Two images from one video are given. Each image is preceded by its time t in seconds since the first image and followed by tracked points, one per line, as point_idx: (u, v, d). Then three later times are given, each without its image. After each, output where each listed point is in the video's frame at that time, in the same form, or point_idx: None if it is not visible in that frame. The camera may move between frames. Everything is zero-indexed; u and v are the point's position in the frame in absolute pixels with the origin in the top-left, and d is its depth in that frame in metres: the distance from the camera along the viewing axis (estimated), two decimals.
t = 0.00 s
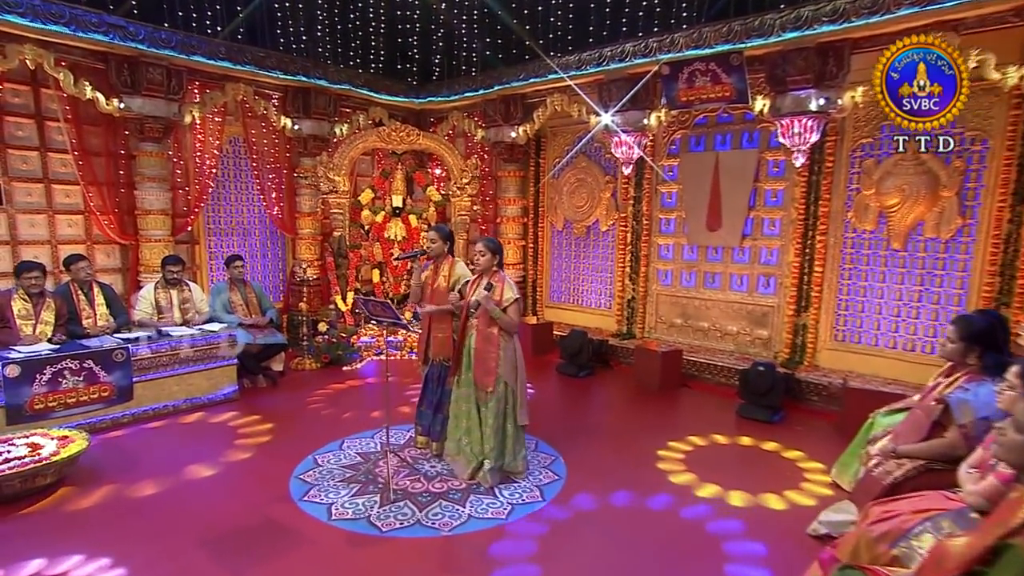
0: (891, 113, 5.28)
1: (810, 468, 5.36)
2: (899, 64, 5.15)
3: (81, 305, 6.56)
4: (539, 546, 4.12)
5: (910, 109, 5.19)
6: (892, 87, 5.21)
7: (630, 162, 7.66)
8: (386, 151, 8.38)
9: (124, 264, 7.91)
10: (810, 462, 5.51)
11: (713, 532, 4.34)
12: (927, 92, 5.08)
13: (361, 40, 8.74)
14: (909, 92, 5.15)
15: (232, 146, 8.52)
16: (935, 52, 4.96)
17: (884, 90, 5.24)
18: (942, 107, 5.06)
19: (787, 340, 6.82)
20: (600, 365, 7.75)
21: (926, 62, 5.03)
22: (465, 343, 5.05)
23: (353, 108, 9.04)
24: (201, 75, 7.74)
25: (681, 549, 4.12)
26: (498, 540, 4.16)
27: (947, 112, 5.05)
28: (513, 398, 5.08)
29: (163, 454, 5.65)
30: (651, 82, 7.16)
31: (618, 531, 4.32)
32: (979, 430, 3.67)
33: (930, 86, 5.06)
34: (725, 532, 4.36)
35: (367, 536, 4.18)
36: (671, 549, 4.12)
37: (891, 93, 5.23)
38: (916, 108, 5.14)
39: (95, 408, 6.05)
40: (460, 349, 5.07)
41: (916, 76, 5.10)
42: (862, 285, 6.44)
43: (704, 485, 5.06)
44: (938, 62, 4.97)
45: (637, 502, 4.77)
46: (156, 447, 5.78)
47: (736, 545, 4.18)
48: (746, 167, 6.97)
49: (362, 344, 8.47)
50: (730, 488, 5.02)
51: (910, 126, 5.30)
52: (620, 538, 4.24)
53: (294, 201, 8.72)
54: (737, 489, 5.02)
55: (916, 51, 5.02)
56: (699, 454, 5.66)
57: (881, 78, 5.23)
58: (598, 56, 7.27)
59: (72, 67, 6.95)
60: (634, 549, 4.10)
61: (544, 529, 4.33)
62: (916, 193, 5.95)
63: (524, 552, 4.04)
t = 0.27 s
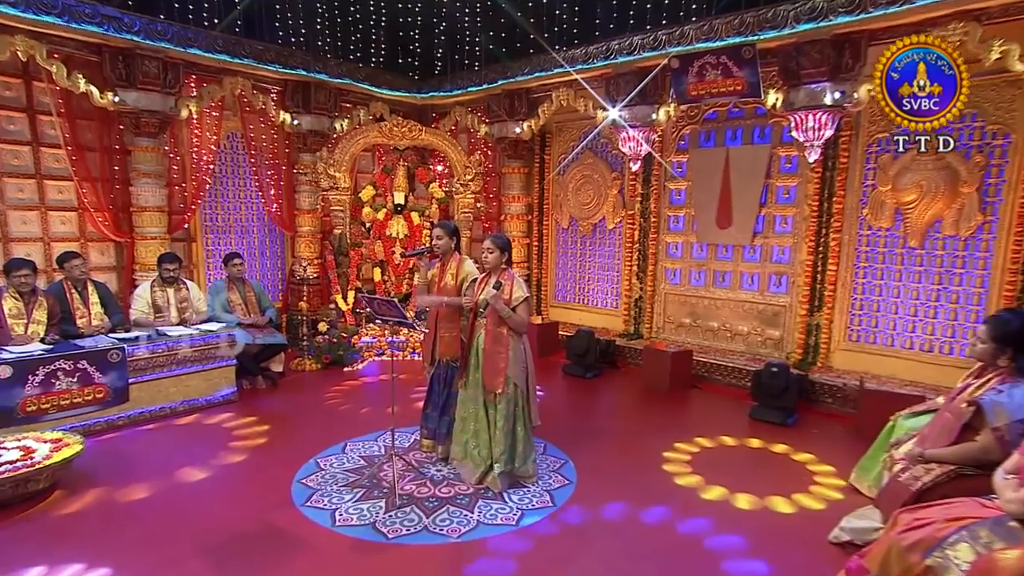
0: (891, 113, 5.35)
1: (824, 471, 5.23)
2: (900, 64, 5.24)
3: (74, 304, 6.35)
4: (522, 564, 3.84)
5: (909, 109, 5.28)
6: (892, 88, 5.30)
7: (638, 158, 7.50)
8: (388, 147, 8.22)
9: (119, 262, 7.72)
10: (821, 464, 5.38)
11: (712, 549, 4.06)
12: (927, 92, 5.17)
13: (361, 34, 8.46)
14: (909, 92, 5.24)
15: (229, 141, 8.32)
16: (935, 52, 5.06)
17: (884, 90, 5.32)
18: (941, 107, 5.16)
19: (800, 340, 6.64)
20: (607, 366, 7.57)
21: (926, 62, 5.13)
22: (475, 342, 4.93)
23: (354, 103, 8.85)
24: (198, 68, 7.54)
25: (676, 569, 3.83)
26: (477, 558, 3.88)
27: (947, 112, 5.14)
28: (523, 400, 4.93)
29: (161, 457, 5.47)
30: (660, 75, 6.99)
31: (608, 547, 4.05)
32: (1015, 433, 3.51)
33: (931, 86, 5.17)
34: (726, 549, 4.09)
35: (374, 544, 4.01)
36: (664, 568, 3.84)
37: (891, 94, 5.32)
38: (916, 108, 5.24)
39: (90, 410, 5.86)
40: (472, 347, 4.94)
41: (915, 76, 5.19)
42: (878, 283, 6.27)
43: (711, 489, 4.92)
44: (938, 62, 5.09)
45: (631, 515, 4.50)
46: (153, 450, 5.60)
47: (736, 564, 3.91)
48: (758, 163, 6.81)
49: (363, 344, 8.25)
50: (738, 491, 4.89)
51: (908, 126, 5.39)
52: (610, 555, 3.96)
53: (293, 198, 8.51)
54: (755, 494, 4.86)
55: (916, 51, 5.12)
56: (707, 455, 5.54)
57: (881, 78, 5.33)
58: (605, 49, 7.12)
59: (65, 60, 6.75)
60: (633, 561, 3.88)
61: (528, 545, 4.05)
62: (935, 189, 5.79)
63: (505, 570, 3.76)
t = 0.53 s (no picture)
0: (890, 113, 5.30)
1: (835, 477, 5.10)
2: (900, 64, 5.18)
3: (64, 304, 6.13)
4: None
5: (910, 109, 5.22)
6: (892, 88, 5.24)
7: (643, 155, 7.30)
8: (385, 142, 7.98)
9: (109, 260, 7.48)
10: (825, 467, 5.27)
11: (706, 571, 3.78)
12: (928, 92, 5.11)
13: (359, 27, 8.36)
14: (909, 92, 5.18)
15: (223, 137, 8.10)
16: (935, 52, 5.00)
17: (884, 90, 5.28)
18: (942, 107, 5.09)
19: (810, 341, 6.47)
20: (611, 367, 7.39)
21: (926, 63, 5.08)
22: (479, 343, 4.79)
23: (351, 98, 8.64)
24: (191, 61, 7.33)
25: None
26: None
27: (947, 112, 5.07)
28: (529, 403, 4.74)
29: (154, 462, 5.27)
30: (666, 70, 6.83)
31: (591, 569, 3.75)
32: None
33: (930, 86, 5.11)
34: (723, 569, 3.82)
35: (378, 555, 3.84)
36: None
37: (891, 94, 5.27)
38: (916, 108, 5.18)
39: (80, 415, 5.63)
40: (476, 348, 4.78)
41: (916, 76, 5.14)
42: (891, 283, 6.10)
43: (718, 493, 4.80)
44: (938, 62, 5.02)
45: (620, 531, 4.21)
46: (146, 455, 5.40)
47: None
48: (767, 159, 6.64)
49: (361, 346, 8.04)
50: (747, 495, 4.77)
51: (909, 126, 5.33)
52: None
53: (289, 195, 8.30)
54: (771, 500, 4.70)
55: (916, 51, 5.07)
56: (714, 453, 5.49)
57: (881, 78, 5.28)
58: (610, 43, 6.94)
59: (53, 51, 6.53)
60: None
61: (506, 567, 3.76)
62: (951, 185, 5.63)
63: None
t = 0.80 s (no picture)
0: (890, 113, 5.22)
1: (844, 481, 4.99)
2: (900, 64, 5.10)
3: (51, 305, 5.92)
4: None
5: (910, 109, 5.13)
6: (892, 88, 5.15)
7: (647, 152, 7.18)
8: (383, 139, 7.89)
9: (98, 260, 7.25)
10: (825, 470, 5.18)
11: None
12: (928, 92, 5.02)
13: (355, 21, 8.21)
14: (909, 91, 5.10)
15: (215, 132, 7.89)
16: (935, 52, 4.93)
17: (884, 90, 5.20)
18: (942, 107, 4.99)
19: (817, 342, 6.32)
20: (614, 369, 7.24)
21: (926, 63, 5.00)
22: (482, 343, 4.62)
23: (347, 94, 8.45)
24: (182, 55, 7.13)
25: None
26: None
27: (948, 112, 4.97)
28: (531, 407, 4.55)
29: (146, 467, 5.09)
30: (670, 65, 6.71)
31: None
32: None
33: (930, 86, 5.01)
34: None
35: (381, 565, 3.67)
36: None
37: (891, 94, 5.18)
38: (916, 107, 5.08)
39: (69, 419, 5.44)
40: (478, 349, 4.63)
41: (916, 76, 5.06)
42: (901, 282, 5.97)
43: (730, 499, 4.66)
44: (939, 62, 4.93)
45: (625, 540, 4.04)
46: (137, 460, 5.21)
47: None
48: (773, 157, 6.51)
49: (358, 347, 7.85)
50: (759, 500, 4.63)
51: (910, 127, 5.24)
52: None
53: (283, 193, 8.10)
54: (786, 506, 4.56)
55: (916, 51, 5.00)
56: (715, 454, 5.40)
57: (881, 78, 5.20)
58: (613, 37, 6.80)
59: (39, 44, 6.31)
60: None
61: None
62: (964, 183, 5.51)
63: None
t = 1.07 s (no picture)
0: (890, 114, 5.23)
1: (855, 487, 4.85)
2: (900, 64, 5.11)
3: (31, 306, 5.66)
4: None
5: (910, 109, 5.14)
6: (892, 87, 5.17)
7: (648, 149, 7.00)
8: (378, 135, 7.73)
9: (80, 258, 6.90)
10: (823, 473, 5.06)
11: None
12: (927, 92, 5.03)
13: (346, 13, 7.74)
14: (909, 92, 5.11)
15: (203, 127, 7.62)
16: (935, 52, 4.93)
17: (884, 90, 5.20)
18: (942, 107, 5.01)
19: (824, 342, 6.16)
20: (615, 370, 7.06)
21: (926, 63, 5.00)
22: (484, 344, 4.43)
23: (338, 88, 8.20)
24: (168, 47, 6.87)
25: None
26: None
27: (947, 113, 4.98)
28: (534, 411, 4.36)
29: (132, 474, 4.86)
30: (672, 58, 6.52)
31: None
32: None
33: (930, 86, 5.03)
34: None
35: None
36: None
37: (891, 94, 5.20)
38: (917, 107, 5.10)
39: (50, 425, 5.13)
40: (480, 350, 4.44)
41: (916, 76, 5.07)
42: (910, 282, 5.82)
43: (742, 505, 4.50)
44: (939, 62, 4.93)
45: (643, 546, 3.90)
46: (123, 467, 4.98)
47: None
48: (779, 153, 6.35)
49: (351, 349, 7.62)
50: (772, 506, 4.47)
51: (909, 126, 5.25)
52: None
53: (273, 190, 7.86)
54: (799, 512, 4.41)
55: (916, 51, 5.00)
56: (713, 456, 5.29)
57: (881, 79, 5.21)
58: (614, 30, 6.65)
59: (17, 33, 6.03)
60: None
61: None
62: (975, 179, 5.38)
63: None
